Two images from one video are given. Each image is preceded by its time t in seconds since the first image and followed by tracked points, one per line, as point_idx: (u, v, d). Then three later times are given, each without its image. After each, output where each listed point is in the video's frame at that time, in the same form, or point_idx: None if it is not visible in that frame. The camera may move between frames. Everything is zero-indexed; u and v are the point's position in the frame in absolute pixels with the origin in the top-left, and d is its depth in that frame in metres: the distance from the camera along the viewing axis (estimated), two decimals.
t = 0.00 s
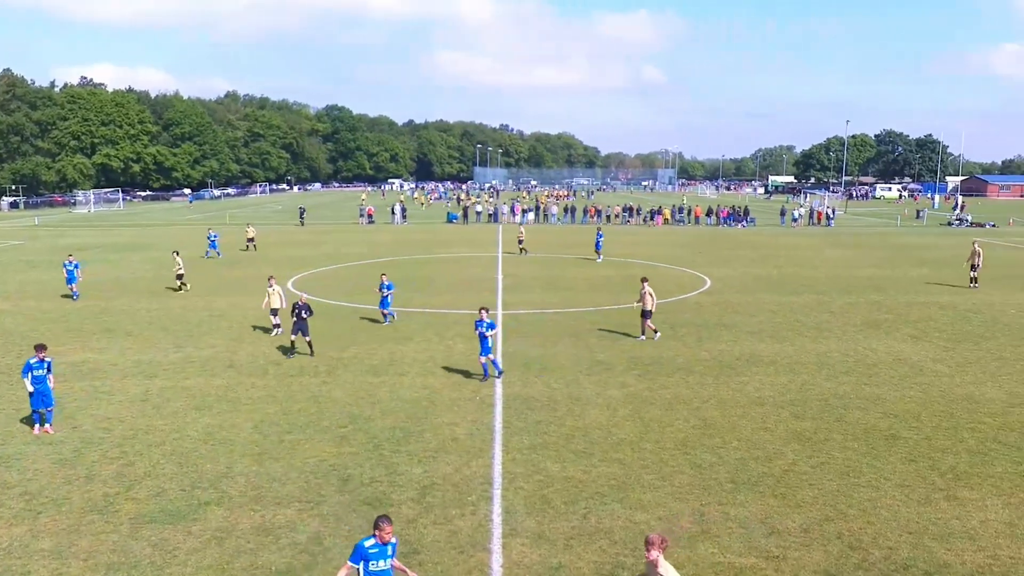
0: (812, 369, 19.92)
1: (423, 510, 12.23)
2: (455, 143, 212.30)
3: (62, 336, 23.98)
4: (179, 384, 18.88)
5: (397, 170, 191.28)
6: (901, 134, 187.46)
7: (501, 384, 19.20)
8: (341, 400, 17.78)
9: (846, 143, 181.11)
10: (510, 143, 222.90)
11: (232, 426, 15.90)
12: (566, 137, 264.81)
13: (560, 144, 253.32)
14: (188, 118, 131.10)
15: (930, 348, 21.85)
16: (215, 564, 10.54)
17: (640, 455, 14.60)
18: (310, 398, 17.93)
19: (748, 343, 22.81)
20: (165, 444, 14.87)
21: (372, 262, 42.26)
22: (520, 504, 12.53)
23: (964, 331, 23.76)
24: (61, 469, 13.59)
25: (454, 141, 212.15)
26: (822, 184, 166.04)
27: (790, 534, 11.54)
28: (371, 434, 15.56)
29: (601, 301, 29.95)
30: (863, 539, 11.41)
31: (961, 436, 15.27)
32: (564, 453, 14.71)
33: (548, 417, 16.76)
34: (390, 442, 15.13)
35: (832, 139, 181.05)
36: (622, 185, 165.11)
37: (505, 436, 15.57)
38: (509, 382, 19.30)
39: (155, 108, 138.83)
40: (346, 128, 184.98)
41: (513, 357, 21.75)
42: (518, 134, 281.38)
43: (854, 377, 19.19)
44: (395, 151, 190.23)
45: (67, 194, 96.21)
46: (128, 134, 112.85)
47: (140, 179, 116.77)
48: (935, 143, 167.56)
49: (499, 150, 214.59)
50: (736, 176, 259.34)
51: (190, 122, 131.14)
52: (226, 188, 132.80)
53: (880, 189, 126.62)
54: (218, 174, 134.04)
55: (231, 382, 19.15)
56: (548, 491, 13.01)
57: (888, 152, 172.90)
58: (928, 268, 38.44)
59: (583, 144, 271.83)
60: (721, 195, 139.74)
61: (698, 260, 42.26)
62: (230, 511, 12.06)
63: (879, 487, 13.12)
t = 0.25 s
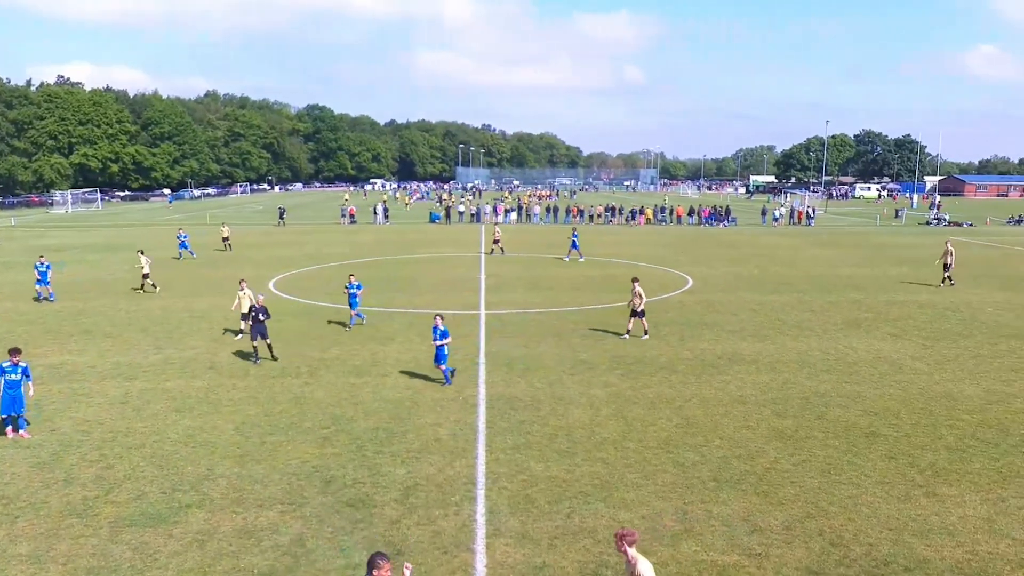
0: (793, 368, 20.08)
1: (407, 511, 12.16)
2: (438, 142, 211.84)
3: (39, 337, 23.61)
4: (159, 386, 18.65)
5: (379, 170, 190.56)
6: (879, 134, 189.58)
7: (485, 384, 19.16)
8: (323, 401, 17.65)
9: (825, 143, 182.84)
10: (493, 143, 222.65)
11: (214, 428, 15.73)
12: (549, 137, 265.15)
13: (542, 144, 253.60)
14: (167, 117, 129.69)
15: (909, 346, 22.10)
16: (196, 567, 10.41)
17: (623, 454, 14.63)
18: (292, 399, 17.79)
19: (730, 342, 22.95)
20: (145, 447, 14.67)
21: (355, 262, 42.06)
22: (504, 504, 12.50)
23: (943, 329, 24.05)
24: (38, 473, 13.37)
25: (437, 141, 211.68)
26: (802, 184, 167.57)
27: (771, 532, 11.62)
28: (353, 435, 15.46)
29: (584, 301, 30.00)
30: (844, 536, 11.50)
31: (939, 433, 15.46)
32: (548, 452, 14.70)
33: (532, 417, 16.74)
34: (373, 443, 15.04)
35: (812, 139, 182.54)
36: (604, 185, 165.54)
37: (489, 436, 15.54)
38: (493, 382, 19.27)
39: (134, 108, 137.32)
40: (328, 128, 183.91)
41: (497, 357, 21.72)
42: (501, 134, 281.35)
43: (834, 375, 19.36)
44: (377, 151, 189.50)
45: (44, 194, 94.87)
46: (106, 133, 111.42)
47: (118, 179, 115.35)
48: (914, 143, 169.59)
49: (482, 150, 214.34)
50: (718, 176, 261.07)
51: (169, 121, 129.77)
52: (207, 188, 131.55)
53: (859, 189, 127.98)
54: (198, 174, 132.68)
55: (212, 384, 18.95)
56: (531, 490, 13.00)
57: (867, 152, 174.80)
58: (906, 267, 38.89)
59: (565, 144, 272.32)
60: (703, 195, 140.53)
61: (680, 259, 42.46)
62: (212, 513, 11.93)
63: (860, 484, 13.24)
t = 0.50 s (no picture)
0: (776, 366, 20.21)
1: (392, 512, 12.09)
2: (422, 142, 211.35)
3: (18, 339, 23.29)
4: (141, 388, 18.44)
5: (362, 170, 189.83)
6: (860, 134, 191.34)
7: (469, 384, 19.11)
8: (308, 402, 17.53)
9: (807, 143, 184.31)
10: (477, 143, 222.39)
11: (196, 430, 15.56)
12: (533, 137, 265.38)
13: (526, 143, 253.76)
14: (148, 117, 128.31)
15: (890, 344, 22.31)
16: (179, 571, 10.29)
17: (608, 453, 14.64)
18: (276, 400, 17.64)
19: (714, 341, 23.05)
20: (127, 449, 14.50)
21: (339, 263, 41.86)
22: (489, 504, 12.47)
23: (924, 328, 24.30)
24: (18, 476, 13.16)
25: (421, 140, 211.21)
26: (785, 184, 168.82)
27: (756, 530, 11.66)
28: (338, 436, 15.36)
29: (568, 301, 30.03)
30: (827, 533, 11.58)
31: (921, 431, 15.60)
32: (533, 452, 14.68)
33: (517, 416, 16.72)
34: (357, 444, 14.96)
35: (794, 139, 183.80)
36: (589, 185, 165.87)
37: (474, 436, 15.50)
38: (477, 382, 19.23)
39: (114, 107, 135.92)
40: (311, 128, 182.87)
41: (482, 357, 21.67)
42: (485, 134, 281.22)
43: (817, 374, 19.50)
44: (360, 151, 188.78)
45: (23, 195, 93.63)
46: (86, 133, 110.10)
47: (99, 179, 113.97)
48: (894, 143, 171.32)
49: (466, 150, 214.03)
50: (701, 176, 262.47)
51: (150, 121, 128.49)
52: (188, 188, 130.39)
53: (841, 188, 129.18)
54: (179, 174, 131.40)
55: (194, 385, 18.78)
56: (517, 490, 12.98)
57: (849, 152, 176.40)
58: (887, 266, 39.27)
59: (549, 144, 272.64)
60: (686, 194, 141.24)
61: (663, 259, 42.62)
62: (195, 516, 11.80)
63: (843, 481, 13.33)
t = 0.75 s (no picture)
0: (764, 365, 20.30)
1: (381, 513, 12.04)
2: (410, 142, 210.96)
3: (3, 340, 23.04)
4: (127, 389, 18.28)
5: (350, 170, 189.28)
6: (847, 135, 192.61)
7: (458, 384, 19.08)
8: (296, 403, 17.43)
9: (794, 143, 185.32)
10: (465, 143, 222.18)
11: (184, 431, 15.44)
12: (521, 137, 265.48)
13: (515, 143, 253.80)
14: (134, 116, 127.36)
15: (877, 343, 22.45)
16: (166, 573, 10.21)
17: (597, 453, 14.65)
18: (264, 401, 17.53)
19: (703, 340, 23.12)
20: (113, 451, 14.36)
21: (326, 263, 41.71)
22: (478, 504, 12.45)
23: (910, 327, 24.48)
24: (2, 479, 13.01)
25: (409, 140, 210.83)
26: (772, 184, 169.75)
27: (744, 528, 11.70)
28: (326, 437, 15.28)
29: (557, 301, 30.05)
30: (815, 531, 11.63)
31: (907, 429, 15.71)
32: (522, 452, 14.67)
33: (506, 417, 16.70)
34: (346, 445, 14.89)
35: (781, 139, 184.84)
36: (577, 185, 166.08)
37: (463, 436, 15.47)
38: (466, 382, 19.20)
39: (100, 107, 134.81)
40: (298, 127, 182.12)
41: (470, 357, 21.63)
42: (473, 134, 281.02)
43: (804, 373, 19.61)
44: (348, 151, 188.19)
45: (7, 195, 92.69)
46: (71, 133, 109.14)
47: (84, 179, 112.94)
48: (880, 143, 172.56)
49: (455, 150, 213.80)
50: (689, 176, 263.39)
51: (136, 120, 127.52)
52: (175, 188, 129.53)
53: (827, 188, 130.09)
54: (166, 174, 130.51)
55: (181, 386, 18.63)
56: (506, 490, 12.96)
57: (835, 152, 177.58)
58: (873, 266, 39.53)
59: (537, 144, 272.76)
60: (674, 194, 141.77)
61: (652, 258, 42.71)
62: (182, 518, 11.70)
63: (830, 480, 13.40)
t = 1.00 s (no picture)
0: (753, 365, 20.37)
1: (371, 514, 11.99)
2: (399, 143, 210.54)
3: None
4: (115, 391, 18.12)
5: (339, 170, 188.75)
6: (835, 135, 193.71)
7: (448, 384, 19.03)
8: (285, 404, 17.34)
9: (783, 143, 186.18)
10: (454, 143, 221.93)
11: (172, 433, 15.32)
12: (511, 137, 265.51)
13: (504, 143, 253.76)
14: (121, 116, 126.50)
15: (865, 343, 22.57)
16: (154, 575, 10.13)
17: (587, 453, 14.65)
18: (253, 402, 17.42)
19: (692, 340, 23.17)
20: (101, 453, 14.23)
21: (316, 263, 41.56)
22: (468, 505, 12.42)
23: (897, 326, 24.61)
24: None
25: (398, 141, 210.41)
26: (760, 184, 170.57)
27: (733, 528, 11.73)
28: (316, 438, 15.21)
29: (547, 301, 30.05)
30: (804, 530, 11.67)
31: (895, 428, 15.81)
32: (512, 452, 14.64)
33: (496, 417, 16.66)
34: (336, 446, 14.81)
35: (769, 140, 185.72)
36: (567, 186, 166.23)
37: (453, 437, 15.43)
38: (456, 383, 19.16)
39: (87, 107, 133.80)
40: (287, 127, 181.35)
41: (461, 358, 21.59)
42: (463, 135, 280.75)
43: (793, 372, 19.69)
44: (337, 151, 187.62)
45: None
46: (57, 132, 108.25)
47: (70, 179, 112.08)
48: (868, 144, 173.58)
49: (444, 151, 213.51)
50: (678, 176, 264.08)
51: (124, 120, 126.64)
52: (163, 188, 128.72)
53: (816, 188, 130.85)
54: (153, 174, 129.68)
55: (170, 387, 18.49)
56: (496, 490, 12.94)
57: (823, 152, 178.56)
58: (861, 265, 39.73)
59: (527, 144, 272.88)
60: (664, 194, 142.14)
61: (641, 258, 42.78)
62: (170, 520, 11.61)
63: (819, 479, 13.46)
